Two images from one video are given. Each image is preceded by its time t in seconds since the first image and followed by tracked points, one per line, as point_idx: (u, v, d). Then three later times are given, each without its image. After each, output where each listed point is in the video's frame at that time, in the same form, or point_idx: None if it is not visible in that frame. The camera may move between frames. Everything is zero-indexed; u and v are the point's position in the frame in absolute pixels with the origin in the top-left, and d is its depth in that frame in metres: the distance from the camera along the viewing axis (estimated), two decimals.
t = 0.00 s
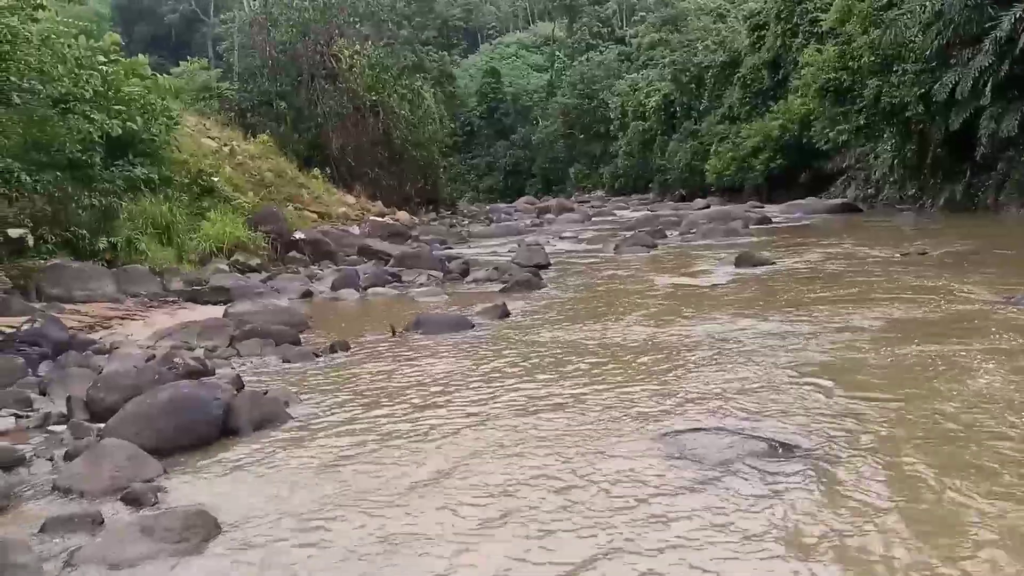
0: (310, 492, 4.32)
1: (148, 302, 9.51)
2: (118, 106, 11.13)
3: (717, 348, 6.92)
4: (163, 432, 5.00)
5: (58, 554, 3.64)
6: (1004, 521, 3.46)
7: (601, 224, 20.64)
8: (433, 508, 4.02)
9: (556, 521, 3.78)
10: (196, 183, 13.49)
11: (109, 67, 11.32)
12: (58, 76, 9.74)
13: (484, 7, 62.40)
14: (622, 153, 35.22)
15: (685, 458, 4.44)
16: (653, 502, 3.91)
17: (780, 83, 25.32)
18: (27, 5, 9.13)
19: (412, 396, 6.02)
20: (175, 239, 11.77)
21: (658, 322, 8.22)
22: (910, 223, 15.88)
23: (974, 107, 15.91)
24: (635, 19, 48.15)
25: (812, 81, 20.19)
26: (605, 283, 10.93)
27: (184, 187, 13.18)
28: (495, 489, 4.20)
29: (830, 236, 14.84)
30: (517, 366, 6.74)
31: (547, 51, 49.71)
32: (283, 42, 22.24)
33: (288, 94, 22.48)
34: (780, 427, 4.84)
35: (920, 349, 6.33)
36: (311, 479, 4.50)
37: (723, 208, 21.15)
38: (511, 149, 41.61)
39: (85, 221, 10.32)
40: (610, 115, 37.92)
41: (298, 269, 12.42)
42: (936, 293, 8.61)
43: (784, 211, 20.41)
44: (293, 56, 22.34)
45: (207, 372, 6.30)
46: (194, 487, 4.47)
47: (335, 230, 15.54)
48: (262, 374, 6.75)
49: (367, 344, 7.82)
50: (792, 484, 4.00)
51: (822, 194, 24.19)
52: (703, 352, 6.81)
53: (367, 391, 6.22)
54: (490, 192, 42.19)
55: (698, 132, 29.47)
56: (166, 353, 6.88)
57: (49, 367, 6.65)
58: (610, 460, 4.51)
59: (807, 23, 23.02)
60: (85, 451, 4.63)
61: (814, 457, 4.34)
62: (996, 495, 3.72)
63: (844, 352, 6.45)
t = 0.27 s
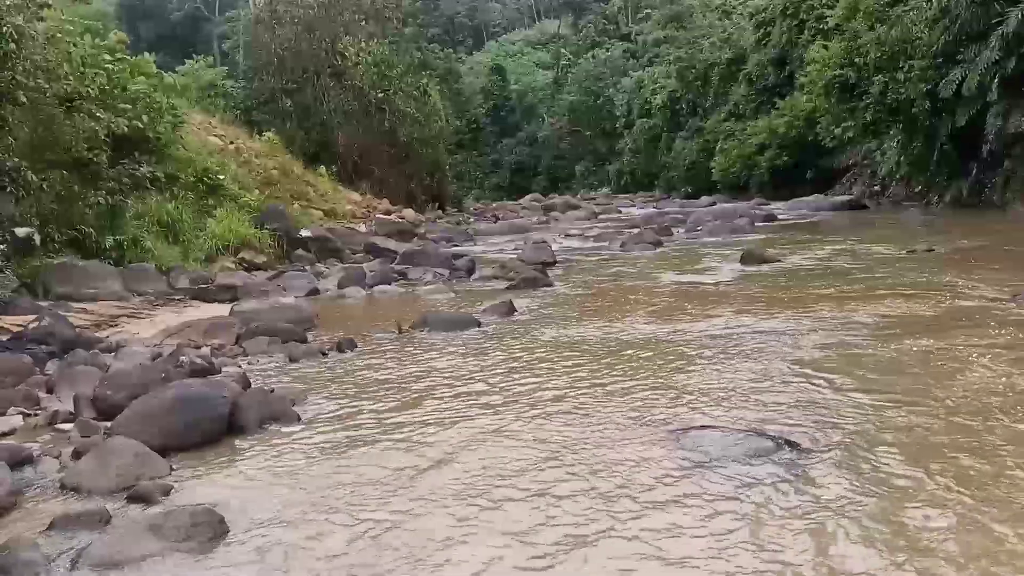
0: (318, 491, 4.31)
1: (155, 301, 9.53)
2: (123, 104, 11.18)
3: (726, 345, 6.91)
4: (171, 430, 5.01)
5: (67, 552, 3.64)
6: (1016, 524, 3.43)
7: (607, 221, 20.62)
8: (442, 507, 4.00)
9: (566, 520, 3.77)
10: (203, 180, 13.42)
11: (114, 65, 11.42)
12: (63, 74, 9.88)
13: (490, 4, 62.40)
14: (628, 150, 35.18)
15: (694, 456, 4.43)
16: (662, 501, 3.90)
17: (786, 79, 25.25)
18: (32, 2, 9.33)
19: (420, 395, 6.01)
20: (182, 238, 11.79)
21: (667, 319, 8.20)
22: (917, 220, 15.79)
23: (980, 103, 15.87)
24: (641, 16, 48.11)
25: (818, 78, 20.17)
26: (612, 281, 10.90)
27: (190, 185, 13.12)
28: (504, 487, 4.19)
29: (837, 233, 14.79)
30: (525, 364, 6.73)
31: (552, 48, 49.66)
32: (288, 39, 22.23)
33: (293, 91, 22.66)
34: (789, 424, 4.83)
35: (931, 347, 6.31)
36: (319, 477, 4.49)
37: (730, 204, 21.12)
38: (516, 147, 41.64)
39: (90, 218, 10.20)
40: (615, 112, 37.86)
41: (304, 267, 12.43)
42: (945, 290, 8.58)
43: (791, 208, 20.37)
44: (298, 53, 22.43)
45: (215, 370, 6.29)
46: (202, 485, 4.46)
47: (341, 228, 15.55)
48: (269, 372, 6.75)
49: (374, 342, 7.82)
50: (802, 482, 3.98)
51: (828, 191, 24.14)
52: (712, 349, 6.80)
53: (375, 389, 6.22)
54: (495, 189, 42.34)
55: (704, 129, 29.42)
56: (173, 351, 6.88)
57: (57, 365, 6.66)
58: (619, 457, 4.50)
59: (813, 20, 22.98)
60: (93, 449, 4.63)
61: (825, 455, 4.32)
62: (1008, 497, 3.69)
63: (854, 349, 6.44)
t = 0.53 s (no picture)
0: (323, 489, 4.31)
1: (160, 299, 9.54)
2: (128, 103, 11.22)
3: (732, 343, 6.90)
4: (176, 428, 5.01)
5: (72, 549, 3.64)
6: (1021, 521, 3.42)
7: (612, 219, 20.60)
8: (449, 506, 3.98)
9: (570, 518, 3.76)
10: (207, 180, 13.46)
11: (119, 64, 11.47)
12: (68, 73, 9.96)
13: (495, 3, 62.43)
14: (632, 148, 35.13)
15: (700, 454, 4.42)
16: (667, 499, 3.89)
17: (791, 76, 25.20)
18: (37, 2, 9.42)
19: (425, 393, 6.00)
20: (187, 237, 11.80)
21: (671, 317, 8.19)
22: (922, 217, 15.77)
23: (985, 100, 15.81)
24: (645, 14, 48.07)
25: (823, 75, 20.13)
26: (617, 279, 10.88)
27: (195, 184, 13.15)
28: (508, 485, 4.19)
29: (842, 230, 14.75)
30: (530, 362, 6.72)
31: (557, 46, 49.65)
32: (293, 39, 22.34)
33: (298, 90, 22.72)
34: (795, 422, 4.81)
35: (936, 345, 6.28)
36: (324, 476, 4.49)
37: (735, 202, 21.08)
38: (521, 145, 41.63)
39: (95, 217, 10.21)
40: (620, 110, 37.81)
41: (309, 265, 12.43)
42: (950, 287, 8.55)
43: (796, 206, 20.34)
44: (303, 52, 22.48)
45: (220, 369, 6.30)
46: (207, 483, 4.47)
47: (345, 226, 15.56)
48: (274, 371, 6.75)
49: (378, 341, 7.81)
50: (807, 481, 3.97)
51: (833, 188, 24.09)
52: (717, 347, 6.79)
53: (380, 387, 6.21)
54: (500, 188, 42.38)
55: (708, 127, 29.38)
56: (178, 350, 6.89)
57: (62, 364, 6.67)
58: (623, 455, 4.49)
59: (817, 17, 22.96)
60: (98, 447, 4.64)
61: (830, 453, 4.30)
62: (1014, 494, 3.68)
63: (860, 347, 6.42)
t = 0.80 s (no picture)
0: (326, 489, 4.31)
1: (164, 300, 9.56)
2: (131, 103, 11.24)
3: (734, 342, 6.90)
4: (180, 428, 5.02)
5: (75, 550, 3.65)
6: None
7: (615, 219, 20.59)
8: (451, 505, 3.99)
9: (573, 518, 3.76)
10: (211, 180, 13.47)
11: (122, 65, 11.49)
12: (72, 74, 10.00)
13: (498, 3, 62.46)
14: (635, 148, 35.11)
15: (702, 454, 4.41)
16: (670, 499, 3.89)
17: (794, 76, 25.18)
18: (40, 2, 9.49)
19: (428, 393, 6.01)
20: (190, 237, 11.82)
21: (674, 317, 8.19)
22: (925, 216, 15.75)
23: (988, 100, 15.80)
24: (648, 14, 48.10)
25: (825, 75, 20.11)
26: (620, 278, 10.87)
27: (198, 185, 13.16)
28: (511, 485, 4.19)
29: (845, 230, 14.72)
30: (533, 362, 6.73)
31: (560, 46, 49.64)
32: (296, 39, 22.37)
33: (302, 90, 22.71)
34: (799, 422, 4.80)
35: (939, 345, 6.27)
36: (326, 476, 4.49)
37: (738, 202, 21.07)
38: (524, 144, 41.63)
39: (98, 218, 10.22)
40: (623, 109, 37.80)
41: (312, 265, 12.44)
42: (952, 287, 8.56)
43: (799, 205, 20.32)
44: (307, 53, 22.51)
45: (224, 369, 6.31)
46: (211, 483, 4.47)
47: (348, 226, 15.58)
48: (278, 371, 6.75)
49: (381, 341, 7.82)
50: (811, 481, 3.97)
51: (837, 188, 24.07)
52: (720, 346, 6.79)
53: (383, 387, 6.22)
54: (504, 187, 42.35)
55: (712, 126, 29.38)
56: (181, 350, 6.90)
57: (66, 364, 6.69)
58: (625, 455, 4.49)
59: (820, 17, 23.01)
60: (102, 448, 4.65)
61: (833, 454, 4.30)
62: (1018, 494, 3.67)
63: (862, 346, 6.41)
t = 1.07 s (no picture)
0: (333, 489, 4.31)
1: (170, 300, 9.57)
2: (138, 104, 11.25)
3: (740, 343, 6.90)
4: (186, 428, 5.03)
5: (83, 550, 3.66)
6: None
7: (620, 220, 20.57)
8: (459, 506, 3.99)
9: (581, 519, 3.76)
10: (217, 181, 13.45)
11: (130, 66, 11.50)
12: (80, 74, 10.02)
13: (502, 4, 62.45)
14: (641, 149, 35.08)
15: (709, 455, 4.40)
16: (679, 500, 3.88)
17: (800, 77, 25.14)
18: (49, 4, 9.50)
19: (435, 393, 6.01)
20: (196, 238, 11.85)
21: (680, 318, 8.20)
22: (932, 217, 15.77)
23: (997, 101, 15.76)
24: (653, 16, 48.14)
25: (832, 76, 20.02)
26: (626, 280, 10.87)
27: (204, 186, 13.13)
28: (519, 486, 4.19)
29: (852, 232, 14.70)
30: (540, 362, 6.75)
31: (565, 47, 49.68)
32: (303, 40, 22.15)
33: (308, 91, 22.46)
34: (805, 423, 4.80)
35: (944, 345, 6.28)
36: (333, 476, 4.50)
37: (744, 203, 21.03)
38: (530, 145, 41.61)
39: (106, 218, 10.27)
40: (629, 111, 37.79)
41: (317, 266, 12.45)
42: (958, 287, 8.61)
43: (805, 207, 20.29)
44: (314, 53, 22.25)
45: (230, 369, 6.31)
46: (217, 483, 4.47)
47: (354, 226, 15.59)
48: (284, 372, 6.75)
49: (387, 341, 7.82)
50: (820, 482, 3.96)
51: (843, 189, 24.04)
52: (726, 347, 6.80)
53: (389, 388, 6.22)
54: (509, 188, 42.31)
55: (718, 128, 29.36)
56: (188, 350, 6.91)
57: (73, 364, 6.70)
58: (633, 456, 4.49)
59: (827, 18, 22.93)
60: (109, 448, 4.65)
61: (842, 455, 4.29)
62: None
63: (868, 347, 6.42)
